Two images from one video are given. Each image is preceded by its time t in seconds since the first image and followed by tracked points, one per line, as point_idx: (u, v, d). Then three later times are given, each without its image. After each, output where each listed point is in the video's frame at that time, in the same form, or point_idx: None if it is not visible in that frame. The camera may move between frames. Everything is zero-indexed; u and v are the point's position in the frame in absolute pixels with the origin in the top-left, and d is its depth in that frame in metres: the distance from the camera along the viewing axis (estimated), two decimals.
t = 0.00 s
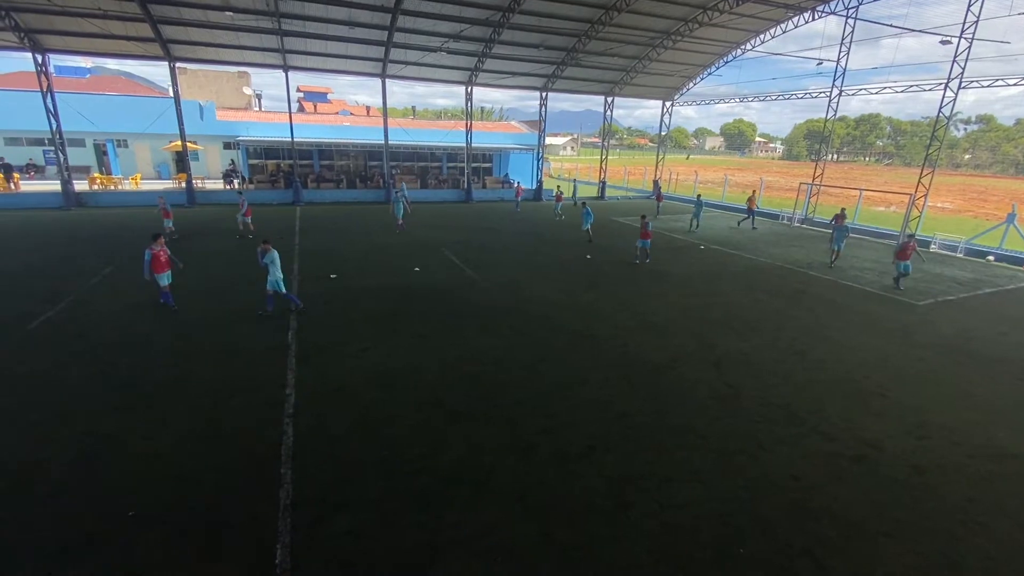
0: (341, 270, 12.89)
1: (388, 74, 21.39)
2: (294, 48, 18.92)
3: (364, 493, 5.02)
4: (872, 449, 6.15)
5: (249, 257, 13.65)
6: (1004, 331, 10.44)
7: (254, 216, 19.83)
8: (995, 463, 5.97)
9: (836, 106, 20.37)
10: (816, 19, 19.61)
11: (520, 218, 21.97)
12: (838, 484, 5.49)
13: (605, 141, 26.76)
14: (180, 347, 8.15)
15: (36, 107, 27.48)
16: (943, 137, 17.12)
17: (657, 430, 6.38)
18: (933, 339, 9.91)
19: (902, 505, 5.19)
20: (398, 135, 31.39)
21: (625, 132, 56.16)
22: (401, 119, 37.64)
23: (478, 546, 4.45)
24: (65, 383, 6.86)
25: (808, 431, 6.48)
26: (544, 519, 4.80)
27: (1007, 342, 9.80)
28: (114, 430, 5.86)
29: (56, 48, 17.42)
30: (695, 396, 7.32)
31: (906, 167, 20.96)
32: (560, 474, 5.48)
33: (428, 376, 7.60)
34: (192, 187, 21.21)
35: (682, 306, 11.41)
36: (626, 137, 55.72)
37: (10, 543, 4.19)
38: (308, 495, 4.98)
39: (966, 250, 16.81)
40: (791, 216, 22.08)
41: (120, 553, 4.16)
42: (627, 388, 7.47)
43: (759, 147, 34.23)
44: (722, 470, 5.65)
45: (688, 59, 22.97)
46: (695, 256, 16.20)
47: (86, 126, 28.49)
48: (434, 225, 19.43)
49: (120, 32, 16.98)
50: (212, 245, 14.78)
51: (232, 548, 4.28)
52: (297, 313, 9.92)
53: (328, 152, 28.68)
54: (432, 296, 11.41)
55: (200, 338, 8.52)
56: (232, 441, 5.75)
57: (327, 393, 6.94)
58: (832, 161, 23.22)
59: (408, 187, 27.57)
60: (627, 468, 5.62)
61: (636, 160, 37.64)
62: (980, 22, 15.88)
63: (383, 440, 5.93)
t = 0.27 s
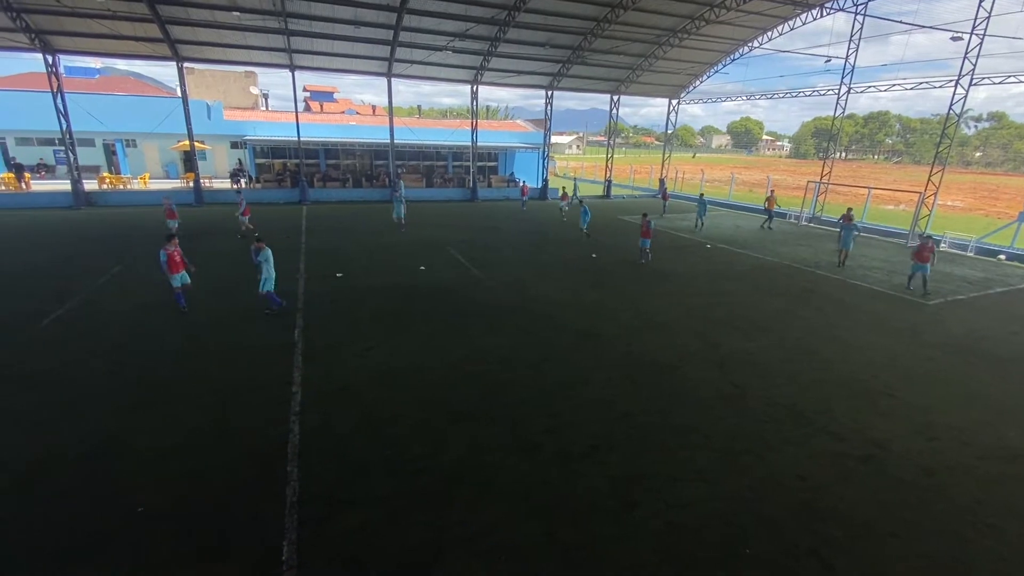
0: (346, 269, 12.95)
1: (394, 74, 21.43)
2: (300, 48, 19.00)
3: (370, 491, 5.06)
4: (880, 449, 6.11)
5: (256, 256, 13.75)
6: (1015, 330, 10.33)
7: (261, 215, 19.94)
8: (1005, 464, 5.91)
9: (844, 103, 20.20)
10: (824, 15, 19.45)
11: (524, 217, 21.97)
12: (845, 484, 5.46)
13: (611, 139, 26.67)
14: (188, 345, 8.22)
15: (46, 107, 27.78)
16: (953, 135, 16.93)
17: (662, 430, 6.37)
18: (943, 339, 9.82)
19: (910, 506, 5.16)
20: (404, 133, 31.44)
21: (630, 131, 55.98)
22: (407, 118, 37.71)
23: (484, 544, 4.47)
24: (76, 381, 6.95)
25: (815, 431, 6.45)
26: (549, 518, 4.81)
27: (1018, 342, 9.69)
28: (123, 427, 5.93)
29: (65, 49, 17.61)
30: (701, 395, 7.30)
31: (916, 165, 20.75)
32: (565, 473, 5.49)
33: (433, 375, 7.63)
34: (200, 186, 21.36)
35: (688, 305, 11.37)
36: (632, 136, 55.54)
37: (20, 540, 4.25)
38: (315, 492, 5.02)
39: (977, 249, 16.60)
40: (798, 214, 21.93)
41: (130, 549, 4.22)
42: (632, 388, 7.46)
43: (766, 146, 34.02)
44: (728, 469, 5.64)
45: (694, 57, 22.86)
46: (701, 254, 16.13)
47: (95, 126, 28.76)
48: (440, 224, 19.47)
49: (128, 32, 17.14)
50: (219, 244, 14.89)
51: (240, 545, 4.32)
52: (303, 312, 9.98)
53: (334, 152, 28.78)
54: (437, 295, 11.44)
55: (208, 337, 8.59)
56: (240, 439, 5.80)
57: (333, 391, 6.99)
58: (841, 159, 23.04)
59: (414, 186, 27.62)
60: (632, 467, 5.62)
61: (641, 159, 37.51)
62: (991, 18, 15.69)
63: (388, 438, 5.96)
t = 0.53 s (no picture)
0: (355, 268, 13.02)
1: (402, 73, 21.49)
2: (310, 47, 19.11)
3: (378, 489, 5.10)
4: (891, 450, 6.05)
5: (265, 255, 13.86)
6: None
7: (270, 214, 20.11)
8: (1020, 466, 5.83)
9: (856, 100, 19.96)
10: (836, 11, 19.23)
11: (532, 216, 21.96)
12: (855, 485, 5.42)
13: (619, 138, 26.56)
14: (200, 343, 8.32)
15: (61, 108, 28.19)
16: (969, 132, 16.66)
17: (670, 429, 6.36)
18: (957, 339, 9.68)
19: (922, 507, 5.11)
20: (412, 132, 31.53)
21: (639, 129, 55.71)
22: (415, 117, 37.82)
23: (491, 542, 4.49)
24: (90, 378, 7.07)
25: (825, 432, 6.39)
26: (556, 517, 4.82)
27: None
28: (136, 424, 6.02)
29: (80, 50, 17.87)
30: (709, 395, 7.27)
31: (930, 162, 20.44)
32: (572, 472, 5.49)
33: (441, 373, 7.66)
34: (211, 185, 21.57)
35: (697, 304, 11.31)
36: (640, 134, 55.29)
37: (37, 533, 4.35)
38: (324, 489, 5.08)
39: (992, 247, 16.34)
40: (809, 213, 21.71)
41: (143, 544, 4.29)
42: (640, 387, 7.44)
43: (776, 143, 33.69)
44: (736, 469, 5.62)
45: (704, 54, 22.70)
46: (710, 253, 16.03)
47: (109, 125, 29.14)
48: (447, 222, 19.52)
49: (141, 34, 17.35)
50: (229, 243, 15.04)
51: (250, 541, 4.38)
52: (312, 311, 10.06)
53: (342, 151, 28.92)
54: (445, 293, 11.48)
55: (218, 335, 8.68)
56: (250, 436, 5.87)
57: (341, 389, 7.04)
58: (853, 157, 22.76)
59: (422, 185, 27.70)
60: (639, 467, 5.61)
61: (650, 157, 37.32)
62: (1007, 12, 15.41)
63: (396, 436, 6.00)
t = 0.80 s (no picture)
0: (366, 266, 13.11)
1: (414, 71, 21.55)
2: (322, 47, 19.25)
3: (390, 486, 5.15)
4: (909, 452, 5.96)
5: (278, 253, 14.02)
6: None
7: (283, 212, 20.32)
8: None
9: (874, 95, 19.59)
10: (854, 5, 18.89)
11: (542, 214, 21.91)
12: (870, 487, 5.35)
13: (631, 135, 26.39)
14: (215, 341, 8.45)
15: (80, 108, 28.75)
16: (991, 127, 16.27)
17: (681, 429, 6.32)
18: (977, 339, 9.49)
19: (939, 510, 5.03)
20: (423, 130, 31.63)
21: (651, 125, 55.31)
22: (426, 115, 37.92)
23: (502, 540, 4.52)
24: (110, 375, 7.22)
25: (840, 432, 6.32)
26: (567, 515, 4.84)
27: None
28: (155, 420, 6.14)
29: (98, 51, 18.18)
30: (722, 394, 7.21)
31: (951, 158, 20.01)
32: (583, 471, 5.49)
33: (452, 371, 7.70)
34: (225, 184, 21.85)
35: (709, 303, 11.22)
36: (652, 131, 54.91)
37: (60, 527, 4.47)
38: (337, 485, 5.14)
39: (1014, 245, 15.98)
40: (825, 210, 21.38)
41: (162, 538, 4.39)
42: (651, 386, 7.40)
43: (791, 139, 33.24)
44: (748, 469, 5.58)
45: (718, 49, 22.43)
46: (723, 251, 15.87)
47: (126, 125, 29.64)
48: (458, 221, 19.56)
49: (157, 35, 17.61)
50: (242, 241, 15.22)
51: (265, 536, 4.46)
52: (324, 308, 10.16)
53: (354, 149, 29.12)
54: (456, 291, 11.53)
55: (233, 332, 8.81)
56: (265, 432, 5.96)
57: (353, 387, 7.11)
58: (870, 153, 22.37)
59: (432, 183, 27.79)
60: (650, 466, 5.60)
61: (662, 154, 37.01)
62: None
63: (407, 433, 6.05)
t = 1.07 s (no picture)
0: (389, 261, 13.28)
1: (436, 67, 21.65)
2: (346, 44, 19.48)
3: (413, 477, 5.23)
4: (944, 453, 5.76)
5: (304, 249, 14.30)
6: None
7: (309, 208, 20.72)
8: None
9: (912, 83, 18.84)
10: None
11: (564, 208, 21.81)
12: (902, 489, 5.20)
13: (656, 128, 25.97)
14: (244, 334, 8.69)
15: (118, 108, 29.77)
16: None
17: (704, 426, 6.25)
18: (1019, 337, 9.10)
19: (976, 513, 4.86)
20: (446, 126, 31.78)
21: (676, 118, 54.40)
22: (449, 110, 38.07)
23: (524, 533, 4.55)
24: (146, 366, 7.50)
25: (871, 432, 6.14)
26: (588, 510, 4.84)
27: None
28: (188, 410, 6.36)
29: (132, 52, 18.77)
30: (747, 392, 7.08)
31: (994, 148, 19.14)
32: (604, 466, 5.47)
33: (474, 365, 7.75)
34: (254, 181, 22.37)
35: (734, 299, 11.02)
36: (677, 123, 54.00)
37: (103, 511, 4.68)
38: (362, 475, 5.25)
39: None
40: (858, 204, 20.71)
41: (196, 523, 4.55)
42: (674, 383, 7.31)
43: (823, 131, 32.26)
44: (775, 469, 5.48)
45: (746, 39, 21.86)
46: (750, 246, 15.53)
47: (160, 124, 30.57)
48: (479, 216, 19.62)
49: (188, 36, 18.08)
50: (269, 237, 15.57)
51: (293, 523, 4.58)
52: (349, 303, 10.33)
53: (378, 145, 29.47)
54: (477, 286, 11.59)
55: (261, 326, 9.03)
56: (293, 423, 6.12)
57: (377, 380, 7.23)
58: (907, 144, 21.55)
59: (454, 179, 27.92)
60: (673, 463, 5.54)
61: (687, 147, 36.35)
62: None
63: (430, 426, 6.13)
